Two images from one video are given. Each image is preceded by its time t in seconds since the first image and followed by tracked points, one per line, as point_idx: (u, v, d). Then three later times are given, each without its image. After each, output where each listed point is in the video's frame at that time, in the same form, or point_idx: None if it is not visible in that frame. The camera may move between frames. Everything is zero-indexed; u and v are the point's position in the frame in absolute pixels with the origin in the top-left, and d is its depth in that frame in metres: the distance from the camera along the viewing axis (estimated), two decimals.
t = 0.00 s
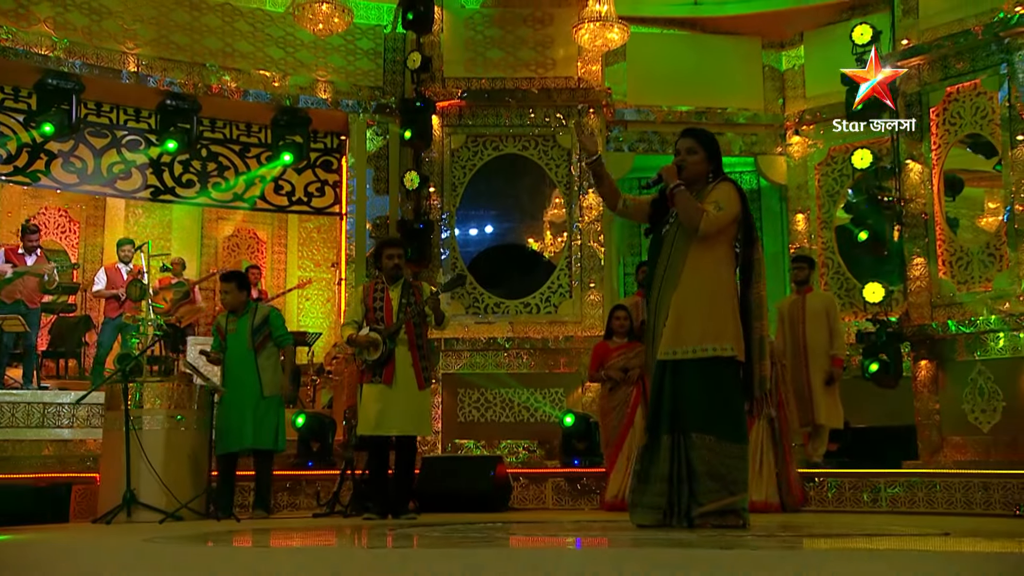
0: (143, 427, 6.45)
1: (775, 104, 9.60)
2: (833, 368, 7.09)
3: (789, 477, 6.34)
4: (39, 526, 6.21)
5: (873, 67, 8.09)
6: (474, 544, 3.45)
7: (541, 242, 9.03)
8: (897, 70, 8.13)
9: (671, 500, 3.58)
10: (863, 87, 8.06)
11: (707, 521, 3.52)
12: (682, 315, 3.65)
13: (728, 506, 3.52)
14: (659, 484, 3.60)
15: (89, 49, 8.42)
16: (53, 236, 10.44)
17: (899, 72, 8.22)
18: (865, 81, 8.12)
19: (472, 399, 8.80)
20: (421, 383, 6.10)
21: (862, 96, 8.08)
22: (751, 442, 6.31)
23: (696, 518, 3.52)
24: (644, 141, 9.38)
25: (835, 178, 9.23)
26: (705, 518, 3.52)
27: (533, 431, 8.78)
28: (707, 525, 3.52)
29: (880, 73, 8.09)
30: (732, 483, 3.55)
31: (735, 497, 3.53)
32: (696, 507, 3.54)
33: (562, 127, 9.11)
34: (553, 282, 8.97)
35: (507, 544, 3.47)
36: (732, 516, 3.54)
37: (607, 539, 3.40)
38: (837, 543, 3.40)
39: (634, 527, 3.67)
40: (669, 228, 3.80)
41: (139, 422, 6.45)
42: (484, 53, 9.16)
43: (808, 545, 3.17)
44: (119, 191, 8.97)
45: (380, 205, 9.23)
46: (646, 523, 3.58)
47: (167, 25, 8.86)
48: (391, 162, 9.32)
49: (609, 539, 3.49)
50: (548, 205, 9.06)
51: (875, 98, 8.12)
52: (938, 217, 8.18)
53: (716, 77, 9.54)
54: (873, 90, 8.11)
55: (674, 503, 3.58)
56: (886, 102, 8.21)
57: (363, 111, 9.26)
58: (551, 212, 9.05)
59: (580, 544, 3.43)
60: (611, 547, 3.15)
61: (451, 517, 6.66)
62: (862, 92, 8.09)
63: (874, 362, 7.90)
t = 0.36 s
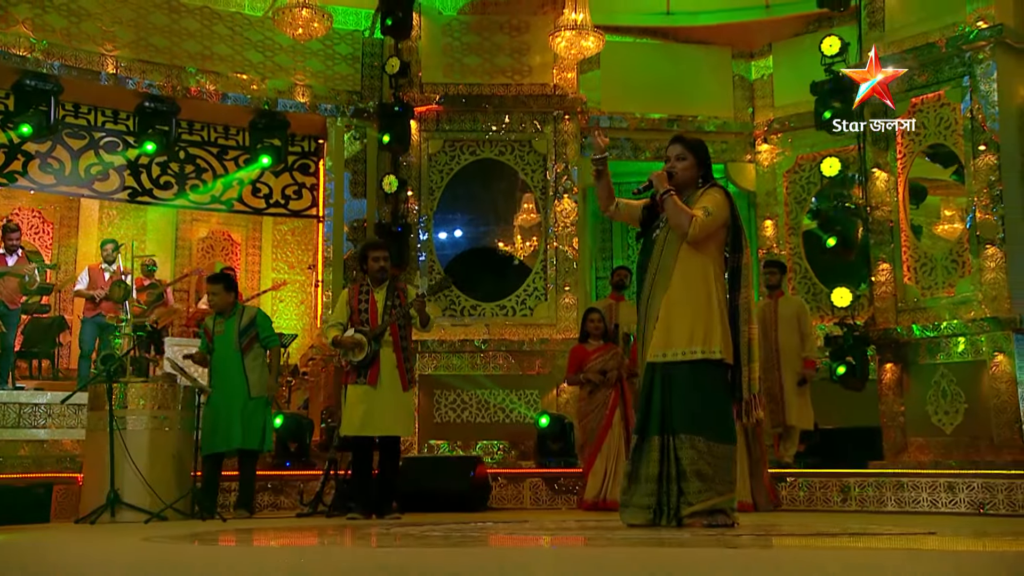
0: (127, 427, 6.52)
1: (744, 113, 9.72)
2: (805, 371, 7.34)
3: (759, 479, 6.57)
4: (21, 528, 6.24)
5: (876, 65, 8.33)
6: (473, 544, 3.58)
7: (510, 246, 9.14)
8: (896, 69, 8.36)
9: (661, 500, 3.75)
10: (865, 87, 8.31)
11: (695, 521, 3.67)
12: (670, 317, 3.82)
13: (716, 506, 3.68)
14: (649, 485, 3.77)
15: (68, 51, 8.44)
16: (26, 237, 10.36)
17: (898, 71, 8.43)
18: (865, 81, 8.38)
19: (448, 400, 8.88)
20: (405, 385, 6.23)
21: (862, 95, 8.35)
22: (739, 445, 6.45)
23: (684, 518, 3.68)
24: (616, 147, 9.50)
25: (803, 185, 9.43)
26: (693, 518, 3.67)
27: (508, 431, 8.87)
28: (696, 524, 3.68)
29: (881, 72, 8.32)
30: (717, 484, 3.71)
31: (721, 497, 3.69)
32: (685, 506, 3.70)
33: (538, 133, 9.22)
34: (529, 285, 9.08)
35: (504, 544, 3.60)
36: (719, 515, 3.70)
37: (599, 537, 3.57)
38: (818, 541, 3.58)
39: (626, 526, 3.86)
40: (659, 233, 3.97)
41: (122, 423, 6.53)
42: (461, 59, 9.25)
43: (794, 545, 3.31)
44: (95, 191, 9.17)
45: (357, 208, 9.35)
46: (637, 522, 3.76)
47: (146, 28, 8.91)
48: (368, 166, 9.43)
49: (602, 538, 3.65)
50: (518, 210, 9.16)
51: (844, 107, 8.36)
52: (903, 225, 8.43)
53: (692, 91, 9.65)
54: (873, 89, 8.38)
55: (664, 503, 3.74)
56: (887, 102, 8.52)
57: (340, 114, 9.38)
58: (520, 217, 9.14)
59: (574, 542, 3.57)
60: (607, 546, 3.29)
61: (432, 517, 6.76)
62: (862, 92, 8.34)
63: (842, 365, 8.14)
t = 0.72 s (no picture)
0: (112, 427, 6.55)
1: (715, 120, 9.82)
2: (778, 373, 7.53)
3: (736, 477, 6.76)
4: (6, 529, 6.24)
5: (875, 66, 8.49)
6: (456, 544, 3.60)
7: (482, 248, 9.22)
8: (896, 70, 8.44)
9: (654, 499, 3.89)
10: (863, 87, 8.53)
11: (688, 520, 3.81)
12: (663, 319, 3.96)
13: (709, 504, 3.82)
14: (643, 484, 3.90)
15: (47, 51, 8.44)
16: None
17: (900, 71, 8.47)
18: (865, 81, 8.58)
19: (426, 400, 8.93)
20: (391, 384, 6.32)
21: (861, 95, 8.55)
22: (731, 442, 6.41)
23: (678, 516, 3.82)
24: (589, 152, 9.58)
25: (773, 192, 9.51)
26: (686, 517, 3.81)
27: (484, 431, 8.93)
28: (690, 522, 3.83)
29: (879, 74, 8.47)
30: (709, 483, 3.85)
31: (713, 497, 3.83)
32: (679, 505, 3.83)
33: (516, 137, 9.32)
34: (506, 287, 9.19)
35: (505, 542, 3.72)
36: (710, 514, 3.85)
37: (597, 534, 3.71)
38: (806, 539, 3.74)
39: (618, 523, 3.99)
40: (654, 236, 4.12)
41: (109, 422, 6.55)
42: (439, 63, 9.35)
43: (788, 543, 3.47)
44: (73, 192, 8.92)
45: (335, 210, 9.44)
46: (631, 520, 3.89)
47: (126, 29, 8.94)
48: (347, 169, 9.53)
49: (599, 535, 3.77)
50: (487, 216, 9.25)
51: (814, 116, 8.50)
52: (871, 230, 8.63)
53: (666, 97, 9.75)
54: (873, 89, 8.54)
55: (657, 502, 3.88)
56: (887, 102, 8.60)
57: (319, 117, 9.45)
58: (491, 221, 9.23)
59: (573, 540, 3.70)
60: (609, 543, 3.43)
61: (416, 516, 6.87)
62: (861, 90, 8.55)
63: (812, 366, 8.35)
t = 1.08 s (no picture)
0: (92, 426, 6.63)
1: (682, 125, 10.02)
2: (746, 373, 7.73)
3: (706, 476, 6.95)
4: None
5: (875, 66, 8.48)
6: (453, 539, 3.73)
7: (447, 249, 9.36)
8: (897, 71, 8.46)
9: (641, 496, 4.06)
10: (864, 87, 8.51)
11: (674, 517, 3.98)
12: (649, 320, 4.12)
13: (695, 502, 3.99)
14: (630, 481, 4.08)
15: (19, 49, 8.42)
16: None
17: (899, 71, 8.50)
18: (866, 82, 8.56)
19: (399, 399, 9.03)
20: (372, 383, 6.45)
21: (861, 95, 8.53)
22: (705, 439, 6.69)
23: (664, 513, 3.99)
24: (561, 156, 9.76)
25: (738, 196, 9.73)
26: (671, 513, 3.98)
27: (456, 430, 9.04)
28: (676, 518, 4.00)
29: (880, 74, 8.48)
30: (694, 481, 4.02)
31: (698, 494, 4.00)
32: (665, 502, 4.00)
33: (488, 140, 9.45)
34: (478, 288, 9.31)
35: (498, 538, 3.87)
36: (695, 510, 4.02)
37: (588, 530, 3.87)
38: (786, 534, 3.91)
39: (606, 520, 4.17)
40: (641, 238, 4.28)
41: (88, 421, 6.64)
42: (413, 66, 9.46)
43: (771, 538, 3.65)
44: (46, 190, 9.03)
45: (309, 210, 9.52)
46: (618, 516, 4.07)
47: (99, 28, 8.94)
48: (320, 169, 9.61)
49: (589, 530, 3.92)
50: (453, 217, 9.39)
51: (780, 122, 8.70)
52: (833, 234, 8.87)
53: (635, 102, 9.92)
54: (873, 90, 8.52)
55: (644, 499, 4.06)
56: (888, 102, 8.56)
57: (292, 118, 9.52)
58: (457, 223, 9.38)
59: (566, 536, 3.86)
60: (603, 540, 3.59)
61: (392, 513, 6.99)
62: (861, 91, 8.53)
63: (776, 366, 8.59)
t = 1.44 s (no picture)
0: (67, 424, 6.65)
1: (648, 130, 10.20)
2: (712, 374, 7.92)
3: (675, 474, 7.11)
4: None
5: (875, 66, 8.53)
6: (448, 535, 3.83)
7: (411, 249, 9.46)
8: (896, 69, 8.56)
9: (626, 494, 4.22)
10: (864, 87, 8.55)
11: (659, 514, 4.13)
12: (633, 319, 4.27)
13: (679, 499, 4.13)
14: (616, 479, 4.24)
15: None
16: None
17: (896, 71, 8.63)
18: (865, 82, 8.65)
19: (368, 398, 9.10)
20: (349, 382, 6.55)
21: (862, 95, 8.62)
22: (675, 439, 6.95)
23: (648, 510, 4.14)
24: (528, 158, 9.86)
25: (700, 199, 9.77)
26: (656, 510, 4.12)
27: (425, 428, 9.13)
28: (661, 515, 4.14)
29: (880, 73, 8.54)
30: (678, 479, 4.17)
31: (682, 491, 4.14)
32: (649, 500, 4.15)
33: (458, 142, 9.55)
34: (447, 288, 9.43)
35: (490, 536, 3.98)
36: (679, 507, 4.15)
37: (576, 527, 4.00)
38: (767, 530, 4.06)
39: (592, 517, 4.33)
40: (627, 239, 4.43)
41: (62, 419, 6.64)
42: (384, 68, 9.53)
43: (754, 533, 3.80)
44: (11, 187, 9.15)
45: (278, 210, 9.58)
46: (603, 513, 4.23)
47: (67, 25, 8.90)
48: (290, 169, 9.66)
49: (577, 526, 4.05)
50: (418, 217, 9.48)
51: (745, 128, 8.85)
52: (795, 238, 9.04)
53: (602, 106, 10.06)
54: (873, 90, 8.63)
55: (628, 497, 4.21)
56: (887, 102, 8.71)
57: (262, 117, 9.59)
58: (420, 225, 9.48)
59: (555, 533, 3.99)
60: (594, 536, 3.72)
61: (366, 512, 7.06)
62: (862, 91, 8.62)
63: (740, 367, 8.79)
